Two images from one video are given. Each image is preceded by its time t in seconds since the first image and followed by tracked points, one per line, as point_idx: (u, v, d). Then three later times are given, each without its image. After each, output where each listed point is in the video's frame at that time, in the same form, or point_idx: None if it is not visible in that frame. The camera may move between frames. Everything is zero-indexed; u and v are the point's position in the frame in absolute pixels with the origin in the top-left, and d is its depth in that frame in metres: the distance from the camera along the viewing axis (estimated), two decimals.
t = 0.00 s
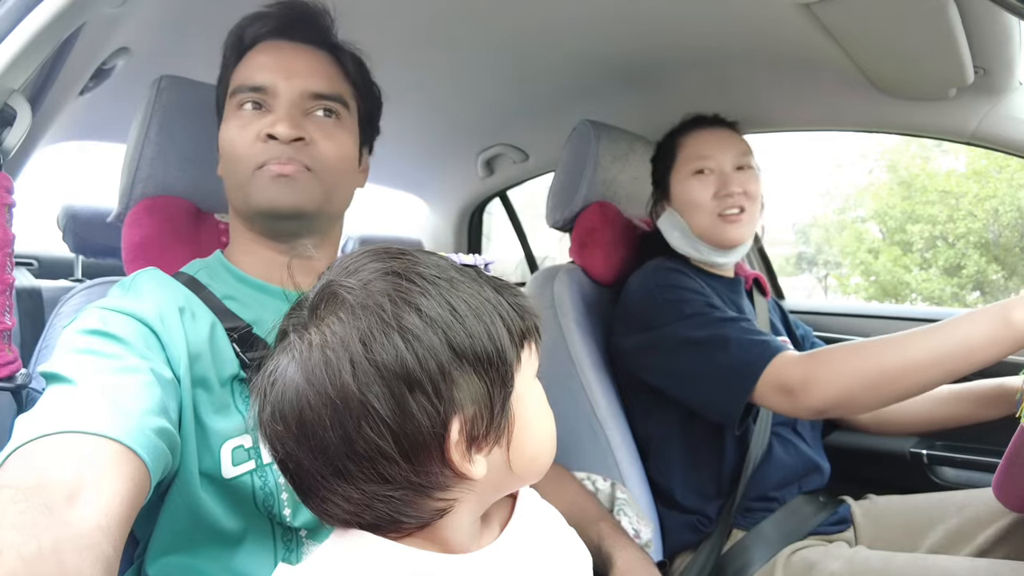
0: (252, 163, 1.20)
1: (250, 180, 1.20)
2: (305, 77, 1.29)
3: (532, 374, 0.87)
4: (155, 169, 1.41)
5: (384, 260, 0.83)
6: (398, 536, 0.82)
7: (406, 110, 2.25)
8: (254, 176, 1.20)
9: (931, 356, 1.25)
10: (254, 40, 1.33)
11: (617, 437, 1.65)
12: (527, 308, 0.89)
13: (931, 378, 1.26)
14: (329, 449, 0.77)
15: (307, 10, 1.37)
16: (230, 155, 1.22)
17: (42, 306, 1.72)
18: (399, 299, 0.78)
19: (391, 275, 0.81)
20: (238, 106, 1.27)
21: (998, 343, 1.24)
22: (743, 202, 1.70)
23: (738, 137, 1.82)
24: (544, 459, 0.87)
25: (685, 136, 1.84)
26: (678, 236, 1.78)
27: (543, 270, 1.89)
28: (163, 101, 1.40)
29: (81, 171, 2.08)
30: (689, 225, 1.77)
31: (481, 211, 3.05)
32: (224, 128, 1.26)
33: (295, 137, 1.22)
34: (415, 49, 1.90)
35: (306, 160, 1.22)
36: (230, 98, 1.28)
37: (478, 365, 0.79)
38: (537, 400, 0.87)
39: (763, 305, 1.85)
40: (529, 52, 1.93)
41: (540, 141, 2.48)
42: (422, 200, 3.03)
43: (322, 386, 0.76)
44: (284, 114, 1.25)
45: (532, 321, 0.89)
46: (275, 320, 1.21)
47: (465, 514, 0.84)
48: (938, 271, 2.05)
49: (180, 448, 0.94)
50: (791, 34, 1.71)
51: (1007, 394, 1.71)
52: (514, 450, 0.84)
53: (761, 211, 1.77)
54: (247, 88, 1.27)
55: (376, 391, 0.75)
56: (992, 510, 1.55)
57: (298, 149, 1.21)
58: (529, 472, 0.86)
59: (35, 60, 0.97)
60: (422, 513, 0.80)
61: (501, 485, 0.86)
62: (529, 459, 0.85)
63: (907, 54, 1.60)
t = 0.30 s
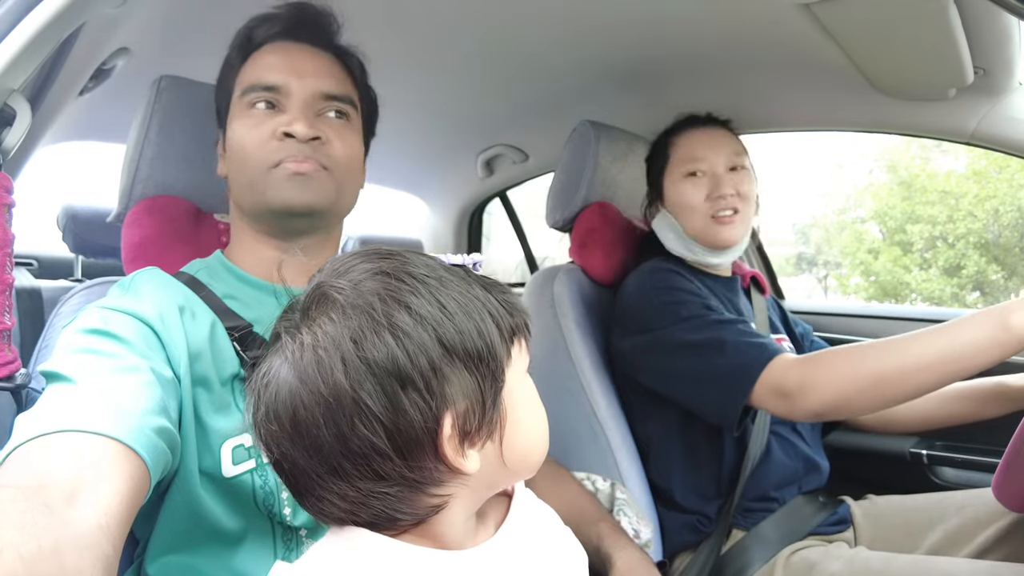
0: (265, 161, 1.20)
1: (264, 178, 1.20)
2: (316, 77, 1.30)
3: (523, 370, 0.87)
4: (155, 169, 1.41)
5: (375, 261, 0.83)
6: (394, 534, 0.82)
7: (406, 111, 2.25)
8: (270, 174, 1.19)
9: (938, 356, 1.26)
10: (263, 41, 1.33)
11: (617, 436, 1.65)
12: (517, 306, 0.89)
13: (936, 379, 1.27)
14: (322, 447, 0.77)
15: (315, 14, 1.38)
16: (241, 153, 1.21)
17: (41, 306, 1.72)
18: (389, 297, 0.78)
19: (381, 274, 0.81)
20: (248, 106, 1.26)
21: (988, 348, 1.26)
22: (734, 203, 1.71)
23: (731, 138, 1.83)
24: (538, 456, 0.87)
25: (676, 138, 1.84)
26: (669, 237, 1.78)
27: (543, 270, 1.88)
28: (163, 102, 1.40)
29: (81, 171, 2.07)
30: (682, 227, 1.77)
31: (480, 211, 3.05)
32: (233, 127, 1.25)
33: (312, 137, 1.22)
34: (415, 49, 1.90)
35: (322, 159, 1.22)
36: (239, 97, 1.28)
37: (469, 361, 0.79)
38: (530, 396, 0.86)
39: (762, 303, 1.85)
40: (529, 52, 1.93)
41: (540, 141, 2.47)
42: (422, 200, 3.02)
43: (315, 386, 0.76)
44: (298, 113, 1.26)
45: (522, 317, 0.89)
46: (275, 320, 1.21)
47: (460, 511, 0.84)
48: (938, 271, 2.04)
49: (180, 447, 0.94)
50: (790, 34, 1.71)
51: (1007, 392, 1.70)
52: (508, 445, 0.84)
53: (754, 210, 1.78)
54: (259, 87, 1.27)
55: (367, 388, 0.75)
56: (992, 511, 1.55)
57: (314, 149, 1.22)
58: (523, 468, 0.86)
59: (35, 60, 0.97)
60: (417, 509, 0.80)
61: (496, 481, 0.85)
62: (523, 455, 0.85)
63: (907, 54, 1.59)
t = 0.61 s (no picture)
0: (303, 163, 1.21)
1: (298, 178, 1.21)
2: (345, 84, 1.31)
3: (517, 367, 0.87)
4: (155, 169, 1.41)
5: (369, 260, 0.83)
6: (390, 531, 0.82)
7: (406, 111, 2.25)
8: (305, 175, 1.21)
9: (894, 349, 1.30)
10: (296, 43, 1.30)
11: (616, 437, 1.66)
12: (510, 305, 0.88)
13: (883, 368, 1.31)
14: (317, 446, 0.77)
15: (339, 19, 1.37)
16: (274, 152, 1.21)
17: (41, 306, 1.72)
18: (383, 296, 0.78)
19: (375, 274, 0.81)
20: (279, 104, 1.24)
21: (933, 333, 1.28)
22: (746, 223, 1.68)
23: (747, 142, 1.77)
24: (532, 453, 0.87)
25: (696, 138, 1.77)
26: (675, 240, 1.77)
27: (542, 270, 1.88)
28: (163, 102, 1.39)
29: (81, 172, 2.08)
30: (688, 232, 1.74)
31: (480, 211, 3.04)
32: (261, 125, 1.23)
33: (348, 143, 1.26)
34: (415, 49, 1.90)
35: (353, 165, 1.26)
36: (269, 92, 1.25)
37: (463, 359, 0.79)
38: (524, 394, 0.86)
39: (761, 304, 1.84)
40: (528, 52, 1.93)
41: (540, 141, 2.47)
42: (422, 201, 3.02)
43: (310, 385, 0.76)
44: (330, 118, 1.27)
45: (516, 315, 0.89)
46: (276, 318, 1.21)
47: (455, 508, 0.84)
48: (938, 271, 2.12)
49: (179, 446, 0.94)
50: (790, 34, 1.71)
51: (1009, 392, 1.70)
52: (502, 443, 0.84)
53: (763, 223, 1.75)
54: (293, 87, 1.25)
55: (362, 386, 0.75)
56: (992, 511, 1.55)
57: (347, 154, 1.26)
58: (518, 466, 0.86)
59: (35, 60, 0.97)
60: (412, 507, 0.80)
61: (491, 479, 0.85)
62: (517, 453, 0.85)
63: (907, 54, 1.59)
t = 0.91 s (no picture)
0: (367, 175, 1.28)
1: (365, 190, 1.28)
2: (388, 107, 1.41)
3: (520, 369, 0.87)
4: (155, 169, 1.41)
5: (371, 261, 0.83)
6: (390, 533, 0.81)
7: (406, 112, 2.25)
8: (371, 188, 1.29)
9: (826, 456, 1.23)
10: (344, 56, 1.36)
11: (616, 436, 1.65)
12: (513, 306, 0.88)
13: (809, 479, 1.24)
14: (318, 447, 0.77)
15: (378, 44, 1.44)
16: (346, 160, 1.26)
17: (41, 306, 1.72)
18: (384, 298, 0.78)
19: (377, 275, 0.81)
20: (346, 117, 1.30)
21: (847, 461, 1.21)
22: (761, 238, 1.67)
23: (768, 147, 1.74)
24: (535, 455, 0.87)
25: (724, 142, 1.72)
26: (684, 242, 1.75)
27: (542, 270, 1.88)
28: (162, 103, 1.39)
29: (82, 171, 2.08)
30: (702, 237, 1.72)
31: (480, 211, 3.05)
32: (323, 133, 1.27)
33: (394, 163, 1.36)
34: (415, 50, 1.90)
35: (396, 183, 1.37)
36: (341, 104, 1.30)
37: (465, 361, 0.79)
38: (527, 397, 0.86)
39: (762, 303, 1.84)
40: (528, 53, 1.93)
41: (540, 141, 2.47)
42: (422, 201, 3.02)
43: (310, 386, 0.76)
44: (384, 136, 1.35)
45: (519, 316, 0.89)
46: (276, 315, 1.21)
47: (457, 510, 0.84)
48: (938, 271, 2.17)
49: (178, 444, 0.93)
50: (790, 34, 1.71)
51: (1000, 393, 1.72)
52: (504, 445, 0.83)
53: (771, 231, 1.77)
54: (357, 104, 1.32)
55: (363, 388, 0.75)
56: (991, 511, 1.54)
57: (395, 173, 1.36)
58: (520, 468, 0.86)
59: (35, 60, 0.96)
60: (413, 509, 0.79)
61: (492, 481, 0.85)
62: (519, 455, 0.85)
63: (906, 54, 1.59)
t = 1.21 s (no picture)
0: (374, 181, 1.29)
1: (371, 198, 1.28)
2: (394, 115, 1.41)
3: (525, 374, 0.87)
4: (154, 169, 1.41)
5: (376, 262, 0.83)
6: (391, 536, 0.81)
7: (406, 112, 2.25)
8: (377, 196, 1.29)
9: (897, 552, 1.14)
10: (355, 63, 1.37)
11: (616, 437, 1.65)
12: (520, 310, 0.88)
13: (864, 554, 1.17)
14: (321, 450, 0.77)
15: (394, 57, 1.46)
16: (354, 166, 1.27)
17: (41, 307, 1.72)
18: (390, 300, 0.78)
19: (382, 276, 0.81)
20: (354, 123, 1.30)
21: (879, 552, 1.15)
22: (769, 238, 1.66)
23: (774, 147, 1.73)
24: (538, 460, 0.87)
25: (729, 141, 1.71)
26: (691, 244, 1.73)
27: (542, 271, 1.88)
28: (163, 103, 1.40)
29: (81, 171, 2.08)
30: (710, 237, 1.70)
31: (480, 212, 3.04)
32: (334, 137, 1.28)
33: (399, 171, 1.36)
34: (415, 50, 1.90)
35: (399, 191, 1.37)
36: (351, 111, 1.31)
37: (469, 365, 0.79)
38: (532, 401, 0.86)
39: (759, 300, 1.84)
40: (528, 53, 1.93)
41: (540, 141, 2.47)
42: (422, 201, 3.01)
43: (313, 388, 0.76)
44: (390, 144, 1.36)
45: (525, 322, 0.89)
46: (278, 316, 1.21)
47: (459, 514, 0.84)
48: (938, 272, 2.12)
49: (178, 445, 0.93)
50: (790, 34, 1.71)
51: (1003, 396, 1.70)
52: (507, 450, 0.84)
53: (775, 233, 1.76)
54: (369, 112, 1.33)
55: (368, 392, 0.75)
56: (991, 512, 1.54)
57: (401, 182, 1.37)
58: (523, 473, 0.86)
59: (35, 60, 0.96)
60: (415, 513, 0.79)
61: (495, 485, 0.85)
62: (521, 461, 0.85)
63: (906, 54, 1.59)
